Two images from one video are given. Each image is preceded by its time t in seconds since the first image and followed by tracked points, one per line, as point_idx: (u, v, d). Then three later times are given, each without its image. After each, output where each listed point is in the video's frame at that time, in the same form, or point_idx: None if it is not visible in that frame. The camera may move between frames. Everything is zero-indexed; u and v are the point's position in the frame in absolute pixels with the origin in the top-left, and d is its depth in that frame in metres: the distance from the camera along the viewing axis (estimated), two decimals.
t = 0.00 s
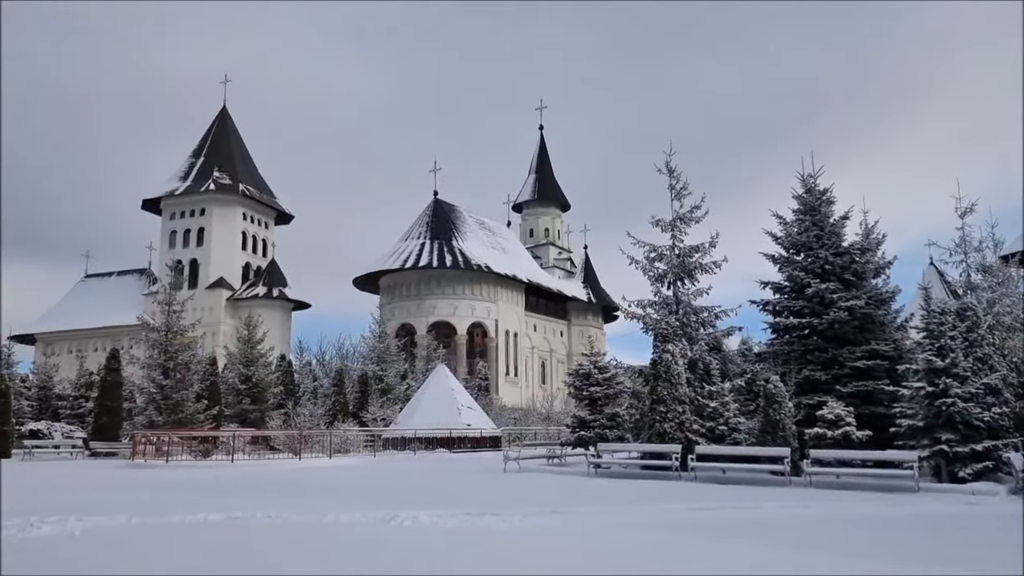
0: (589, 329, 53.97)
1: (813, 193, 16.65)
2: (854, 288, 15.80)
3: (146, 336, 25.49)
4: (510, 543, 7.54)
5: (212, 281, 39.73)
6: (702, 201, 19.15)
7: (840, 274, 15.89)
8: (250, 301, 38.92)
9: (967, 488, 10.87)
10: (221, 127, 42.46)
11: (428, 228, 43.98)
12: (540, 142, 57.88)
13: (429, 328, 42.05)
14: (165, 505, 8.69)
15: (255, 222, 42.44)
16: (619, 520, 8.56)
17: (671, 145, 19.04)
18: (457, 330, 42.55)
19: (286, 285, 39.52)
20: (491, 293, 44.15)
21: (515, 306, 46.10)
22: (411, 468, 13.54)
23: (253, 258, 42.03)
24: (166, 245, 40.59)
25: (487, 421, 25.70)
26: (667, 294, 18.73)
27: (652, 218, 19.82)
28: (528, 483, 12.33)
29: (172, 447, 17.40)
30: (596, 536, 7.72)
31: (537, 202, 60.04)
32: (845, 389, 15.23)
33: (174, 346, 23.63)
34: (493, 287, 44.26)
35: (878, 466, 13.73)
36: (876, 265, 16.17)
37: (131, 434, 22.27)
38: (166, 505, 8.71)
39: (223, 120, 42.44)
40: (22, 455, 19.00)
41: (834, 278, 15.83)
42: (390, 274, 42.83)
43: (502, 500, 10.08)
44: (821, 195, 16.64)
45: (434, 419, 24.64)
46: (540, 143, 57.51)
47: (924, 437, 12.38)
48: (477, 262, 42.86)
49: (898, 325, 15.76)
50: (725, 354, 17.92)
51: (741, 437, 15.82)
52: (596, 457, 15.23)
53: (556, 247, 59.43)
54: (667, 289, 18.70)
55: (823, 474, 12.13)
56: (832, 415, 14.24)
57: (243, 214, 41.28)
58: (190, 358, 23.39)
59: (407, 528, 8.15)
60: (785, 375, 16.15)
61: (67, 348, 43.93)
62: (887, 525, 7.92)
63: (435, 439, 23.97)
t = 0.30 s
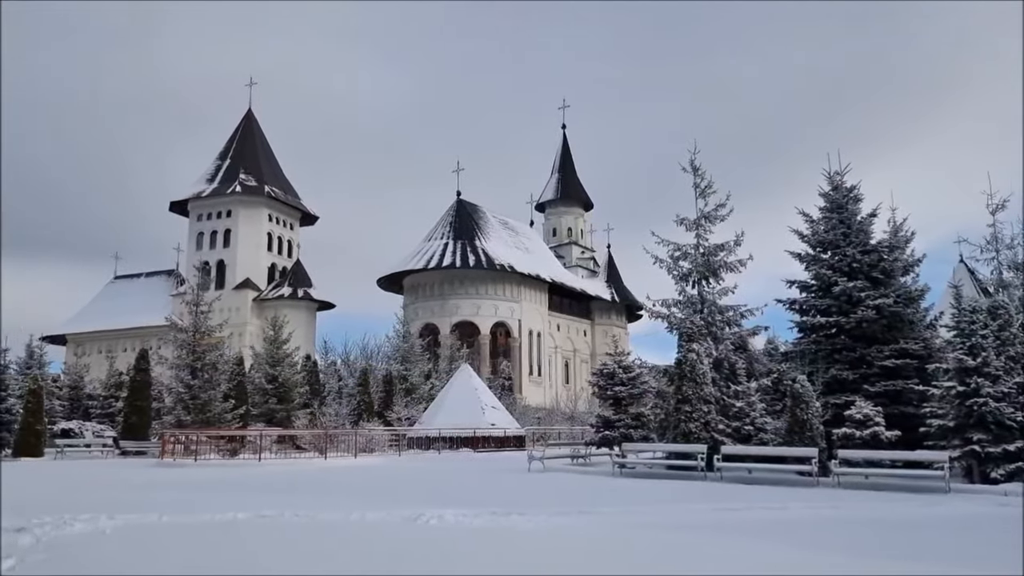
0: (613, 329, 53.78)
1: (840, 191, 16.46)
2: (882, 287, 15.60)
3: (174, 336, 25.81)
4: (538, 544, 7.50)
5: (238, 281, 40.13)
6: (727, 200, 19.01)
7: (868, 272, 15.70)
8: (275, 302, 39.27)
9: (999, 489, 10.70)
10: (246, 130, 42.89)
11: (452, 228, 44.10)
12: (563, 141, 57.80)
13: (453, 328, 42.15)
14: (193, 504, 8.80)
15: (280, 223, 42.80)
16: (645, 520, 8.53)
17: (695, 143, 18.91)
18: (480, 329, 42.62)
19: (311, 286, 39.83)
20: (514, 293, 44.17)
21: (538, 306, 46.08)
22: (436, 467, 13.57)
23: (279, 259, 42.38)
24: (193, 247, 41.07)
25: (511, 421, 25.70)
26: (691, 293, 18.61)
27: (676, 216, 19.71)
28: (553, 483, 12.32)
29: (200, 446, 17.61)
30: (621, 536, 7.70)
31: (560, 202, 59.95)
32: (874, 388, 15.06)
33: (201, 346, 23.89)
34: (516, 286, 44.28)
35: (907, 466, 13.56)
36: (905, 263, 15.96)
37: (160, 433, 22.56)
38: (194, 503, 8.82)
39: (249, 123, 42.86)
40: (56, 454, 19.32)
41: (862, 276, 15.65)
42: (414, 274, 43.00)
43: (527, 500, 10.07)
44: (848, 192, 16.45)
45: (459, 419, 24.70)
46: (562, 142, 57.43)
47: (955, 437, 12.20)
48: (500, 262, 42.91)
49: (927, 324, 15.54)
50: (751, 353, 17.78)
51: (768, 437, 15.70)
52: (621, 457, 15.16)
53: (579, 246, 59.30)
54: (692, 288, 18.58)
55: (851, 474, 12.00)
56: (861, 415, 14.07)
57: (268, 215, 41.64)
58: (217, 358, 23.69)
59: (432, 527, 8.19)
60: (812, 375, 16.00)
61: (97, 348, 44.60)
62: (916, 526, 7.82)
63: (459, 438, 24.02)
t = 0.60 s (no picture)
0: (639, 328, 53.53)
1: (870, 188, 16.24)
2: (913, 286, 15.38)
3: (204, 336, 26.15)
4: (567, 545, 7.47)
5: (267, 281, 40.54)
6: (755, 198, 18.82)
7: (899, 271, 15.49)
8: (303, 302, 39.63)
9: None
10: (274, 132, 43.30)
11: (477, 228, 44.19)
12: (588, 140, 57.67)
13: (478, 328, 42.23)
14: (224, 502, 8.91)
15: (308, 224, 43.15)
16: (672, 521, 8.48)
17: (722, 141, 18.75)
18: (505, 329, 42.67)
19: (338, 286, 40.14)
20: (540, 292, 44.16)
21: (563, 305, 46.00)
22: (464, 466, 13.60)
23: (306, 259, 42.71)
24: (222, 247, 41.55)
25: (536, 420, 25.68)
26: (719, 292, 18.46)
27: (703, 215, 19.55)
28: (580, 482, 12.30)
29: (229, 444, 17.85)
30: (649, 536, 7.67)
31: (585, 201, 59.81)
32: (905, 389, 14.86)
33: (230, 346, 24.19)
34: (541, 286, 44.27)
35: (940, 468, 13.36)
36: (937, 262, 15.71)
37: (190, 432, 22.87)
38: (226, 501, 8.91)
39: (276, 125, 43.27)
40: (89, 452, 19.67)
41: (893, 275, 15.44)
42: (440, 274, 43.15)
43: (554, 499, 10.05)
44: (878, 190, 16.22)
45: (484, 418, 24.74)
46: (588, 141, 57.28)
47: (989, 439, 11.99)
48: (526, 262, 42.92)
49: (959, 323, 15.29)
50: (780, 353, 17.61)
51: (797, 438, 15.57)
52: (648, 457, 15.09)
53: (605, 246, 59.11)
54: (719, 288, 18.42)
55: (882, 475, 11.86)
56: (892, 415, 13.89)
57: (296, 216, 42.00)
58: (246, 358, 24.00)
59: (460, 525, 8.22)
60: (842, 375, 15.81)
61: (129, 348, 45.29)
62: (948, 528, 7.71)
63: (485, 438, 24.07)
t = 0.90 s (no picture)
0: (666, 329, 53.23)
1: (903, 187, 15.99)
2: (948, 286, 15.13)
3: (235, 336, 26.49)
4: (595, 545, 7.45)
5: (296, 282, 40.94)
6: (785, 197, 18.63)
7: (933, 271, 15.24)
8: (331, 302, 39.97)
9: None
10: (303, 133, 43.71)
11: (504, 228, 44.24)
12: (615, 140, 57.48)
13: (505, 328, 42.27)
14: (255, 500, 9.02)
15: (336, 225, 43.51)
16: (701, 522, 8.43)
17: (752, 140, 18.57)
18: (532, 330, 42.66)
19: (366, 286, 40.41)
20: (567, 293, 44.09)
21: (590, 305, 45.89)
22: (491, 466, 13.62)
23: (335, 260, 43.05)
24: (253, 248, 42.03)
25: (564, 421, 25.64)
26: (748, 292, 18.29)
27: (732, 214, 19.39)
28: (608, 483, 12.26)
29: (260, 443, 18.08)
30: (676, 538, 7.64)
31: (613, 201, 59.63)
32: (939, 391, 14.63)
33: (261, 345, 24.48)
34: (568, 286, 44.20)
35: (976, 471, 13.13)
36: (972, 261, 15.44)
37: (221, 430, 23.17)
38: (256, 499, 9.03)
39: (305, 127, 43.69)
40: (124, 450, 20.02)
41: (926, 275, 15.19)
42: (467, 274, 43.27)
43: (581, 500, 10.03)
44: (911, 188, 15.97)
45: (512, 418, 24.76)
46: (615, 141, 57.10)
47: None
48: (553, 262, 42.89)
49: (995, 324, 15.01)
50: (810, 354, 17.42)
51: (828, 439, 15.39)
52: (676, 458, 15.00)
53: (632, 245, 58.85)
54: (749, 288, 18.25)
55: (915, 478, 11.68)
56: (926, 418, 13.68)
57: (325, 217, 42.37)
58: (276, 357, 24.28)
59: (487, 524, 8.25)
60: (874, 376, 15.60)
61: (162, 347, 45.99)
62: (983, 532, 7.57)
63: (512, 438, 24.09)
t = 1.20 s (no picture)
0: (691, 328, 52.91)
1: (932, 184, 15.76)
2: (979, 284, 14.89)
3: (262, 336, 26.77)
4: (621, 546, 7.42)
5: (321, 282, 41.24)
6: (811, 195, 18.42)
7: (963, 269, 15.02)
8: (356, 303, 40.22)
9: None
10: (328, 135, 44.03)
11: (527, 228, 44.23)
12: (638, 139, 57.25)
13: (529, 328, 42.25)
14: (283, 499, 9.09)
15: (361, 226, 43.77)
16: (729, 523, 8.38)
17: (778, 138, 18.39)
18: (556, 330, 42.62)
19: (390, 287, 40.60)
20: (590, 293, 43.98)
21: (614, 305, 45.72)
22: (515, 466, 13.62)
23: (360, 260, 43.30)
24: (278, 249, 42.40)
25: (588, 421, 25.57)
26: (774, 292, 18.11)
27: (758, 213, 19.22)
28: (633, 484, 12.20)
29: (286, 442, 18.27)
30: (702, 539, 7.59)
31: (637, 200, 59.39)
32: (971, 391, 14.41)
33: (287, 346, 24.71)
34: (592, 286, 44.09)
35: (1008, 472, 12.93)
36: (1004, 259, 15.19)
37: (248, 430, 23.40)
38: (283, 498, 9.11)
39: (330, 128, 44.01)
40: (154, 450, 20.28)
41: (957, 274, 14.97)
42: (490, 274, 43.33)
43: (606, 500, 10.00)
44: (941, 186, 15.74)
45: (536, 418, 24.76)
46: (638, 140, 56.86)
47: None
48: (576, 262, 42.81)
49: None
50: (838, 354, 17.22)
51: (857, 440, 15.21)
52: (702, 459, 14.89)
53: (656, 245, 58.55)
54: (775, 287, 18.08)
55: (947, 480, 11.50)
56: (958, 418, 13.50)
57: (349, 218, 42.64)
58: (302, 358, 24.49)
59: (513, 525, 8.25)
60: (903, 376, 15.41)
61: (190, 348, 46.56)
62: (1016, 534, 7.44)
63: (537, 438, 24.09)
